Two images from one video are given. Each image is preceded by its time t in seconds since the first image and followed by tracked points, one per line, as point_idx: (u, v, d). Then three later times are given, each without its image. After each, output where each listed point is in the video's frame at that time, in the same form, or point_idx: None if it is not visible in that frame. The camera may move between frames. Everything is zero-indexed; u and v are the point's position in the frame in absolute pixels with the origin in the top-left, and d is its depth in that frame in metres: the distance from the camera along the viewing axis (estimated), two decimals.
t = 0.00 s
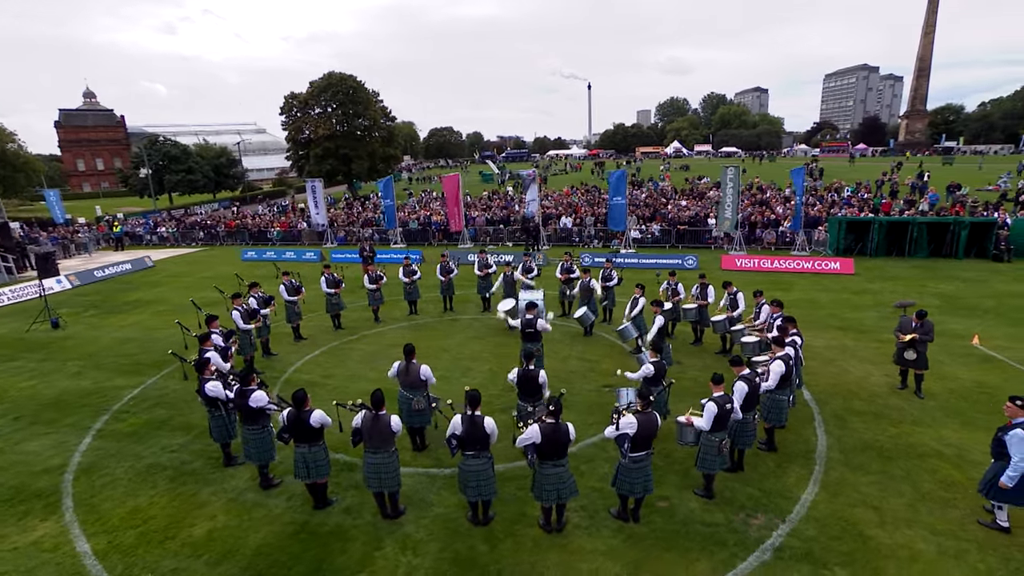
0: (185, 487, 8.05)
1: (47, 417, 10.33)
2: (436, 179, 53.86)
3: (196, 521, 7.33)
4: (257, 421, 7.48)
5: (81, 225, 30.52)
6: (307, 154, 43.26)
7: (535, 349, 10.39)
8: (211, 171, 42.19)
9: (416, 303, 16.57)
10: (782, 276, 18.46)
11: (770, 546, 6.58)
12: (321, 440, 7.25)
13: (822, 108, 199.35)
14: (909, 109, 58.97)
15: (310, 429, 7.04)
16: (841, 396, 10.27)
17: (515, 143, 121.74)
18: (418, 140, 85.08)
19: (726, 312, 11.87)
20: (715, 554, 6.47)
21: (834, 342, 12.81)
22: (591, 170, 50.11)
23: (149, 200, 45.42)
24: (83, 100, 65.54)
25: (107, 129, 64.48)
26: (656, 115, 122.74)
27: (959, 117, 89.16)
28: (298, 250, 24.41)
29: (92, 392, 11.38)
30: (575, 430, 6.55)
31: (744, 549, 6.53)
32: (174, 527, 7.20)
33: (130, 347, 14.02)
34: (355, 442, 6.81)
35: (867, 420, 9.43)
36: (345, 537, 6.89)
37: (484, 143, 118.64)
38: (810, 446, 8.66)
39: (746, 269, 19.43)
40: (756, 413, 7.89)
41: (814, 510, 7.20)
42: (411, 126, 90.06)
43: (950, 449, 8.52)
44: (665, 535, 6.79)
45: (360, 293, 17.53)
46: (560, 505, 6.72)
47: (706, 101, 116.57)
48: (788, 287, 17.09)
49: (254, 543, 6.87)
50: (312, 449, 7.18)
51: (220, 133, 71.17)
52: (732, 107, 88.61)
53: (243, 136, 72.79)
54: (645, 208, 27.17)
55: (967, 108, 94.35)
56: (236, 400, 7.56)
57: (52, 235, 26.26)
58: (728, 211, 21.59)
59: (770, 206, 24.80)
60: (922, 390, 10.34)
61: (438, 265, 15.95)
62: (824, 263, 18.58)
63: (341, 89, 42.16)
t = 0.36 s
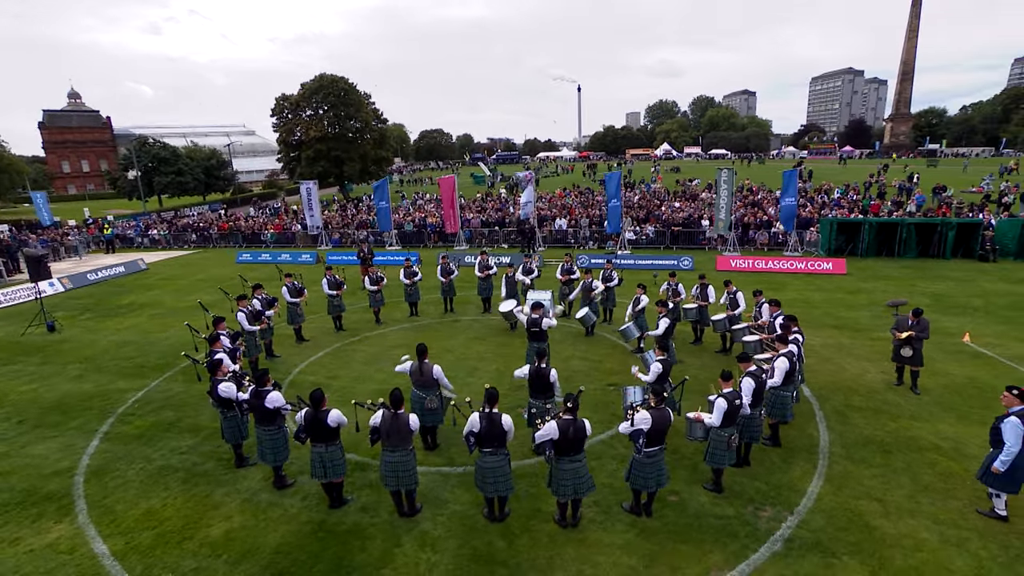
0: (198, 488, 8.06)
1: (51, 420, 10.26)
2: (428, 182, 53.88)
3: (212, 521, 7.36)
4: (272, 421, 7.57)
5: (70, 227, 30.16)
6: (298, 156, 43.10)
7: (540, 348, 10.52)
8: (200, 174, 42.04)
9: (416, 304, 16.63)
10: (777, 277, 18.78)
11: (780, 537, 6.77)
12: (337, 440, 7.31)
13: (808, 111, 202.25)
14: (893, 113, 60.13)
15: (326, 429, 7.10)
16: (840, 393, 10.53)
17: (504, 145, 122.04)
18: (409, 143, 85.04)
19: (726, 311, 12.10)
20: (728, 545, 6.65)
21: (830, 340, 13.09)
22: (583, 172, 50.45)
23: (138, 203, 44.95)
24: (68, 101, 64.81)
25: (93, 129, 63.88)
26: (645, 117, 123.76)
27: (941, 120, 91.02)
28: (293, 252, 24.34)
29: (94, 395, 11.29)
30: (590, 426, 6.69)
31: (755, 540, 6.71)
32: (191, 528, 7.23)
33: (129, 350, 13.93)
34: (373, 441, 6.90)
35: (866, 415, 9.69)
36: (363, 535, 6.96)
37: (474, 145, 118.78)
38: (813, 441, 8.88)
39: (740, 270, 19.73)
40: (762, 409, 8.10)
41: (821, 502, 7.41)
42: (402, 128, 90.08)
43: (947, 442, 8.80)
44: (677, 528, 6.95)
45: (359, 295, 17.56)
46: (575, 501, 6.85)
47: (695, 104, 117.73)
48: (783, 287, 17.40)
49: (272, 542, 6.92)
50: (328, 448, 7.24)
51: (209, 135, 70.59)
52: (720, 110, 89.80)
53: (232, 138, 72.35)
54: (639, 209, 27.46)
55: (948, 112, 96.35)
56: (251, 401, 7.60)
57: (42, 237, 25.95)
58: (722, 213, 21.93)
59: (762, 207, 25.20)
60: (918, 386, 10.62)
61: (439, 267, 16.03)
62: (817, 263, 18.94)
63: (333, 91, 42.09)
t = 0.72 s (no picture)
0: (211, 488, 8.10)
1: (57, 422, 10.23)
2: (420, 185, 53.88)
3: (228, 520, 7.41)
4: (287, 420, 7.63)
5: (60, 230, 29.84)
6: (290, 159, 42.95)
7: (545, 347, 10.67)
8: (191, 176, 41.71)
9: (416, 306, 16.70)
10: (771, 278, 19.10)
11: (788, 527, 6.96)
12: (353, 438, 7.40)
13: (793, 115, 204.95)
14: (879, 117, 61.23)
15: (343, 426, 7.18)
16: (839, 389, 10.79)
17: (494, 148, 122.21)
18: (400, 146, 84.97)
19: (725, 311, 12.34)
20: (738, 536, 6.82)
21: (826, 339, 13.38)
22: (575, 175, 50.78)
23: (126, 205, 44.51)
24: (53, 103, 64.08)
25: (79, 131, 63.28)
26: (636, 120, 124.66)
27: (924, 124, 92.76)
28: (289, 255, 24.28)
29: (98, 397, 11.26)
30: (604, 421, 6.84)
31: (764, 531, 6.89)
32: (207, 527, 7.27)
33: (130, 352, 13.89)
34: (391, 437, 7.00)
35: (864, 411, 9.95)
36: (380, 532, 7.05)
37: (464, 148, 118.89)
38: (815, 436, 9.11)
39: (735, 271, 20.03)
40: (767, 404, 8.32)
41: (826, 494, 7.62)
42: (393, 131, 90.01)
43: (943, 436, 9.07)
44: (688, 520, 7.12)
45: (359, 297, 17.58)
46: (589, 495, 6.99)
47: (684, 108, 118.85)
48: (778, 288, 17.71)
49: (290, 540, 6.98)
50: (344, 446, 7.32)
51: (197, 137, 70.05)
52: (709, 114, 90.91)
53: (221, 141, 71.88)
54: (633, 212, 27.76)
55: (932, 116, 98.23)
56: (265, 400, 7.67)
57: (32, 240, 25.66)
58: (716, 215, 22.25)
59: (754, 209, 25.60)
60: (913, 382, 10.91)
61: (439, 268, 16.11)
62: (809, 264, 19.31)
63: (325, 93, 42.03)
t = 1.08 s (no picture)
0: (219, 489, 8.10)
1: (55, 427, 10.11)
2: (408, 189, 53.85)
3: (238, 520, 7.43)
4: (296, 421, 7.69)
5: (42, 234, 29.32)
6: (277, 163, 42.68)
7: (546, 348, 10.82)
8: (176, 180, 41.22)
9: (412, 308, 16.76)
10: (760, 280, 19.49)
11: (789, 517, 7.19)
12: (363, 437, 7.46)
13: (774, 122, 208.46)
14: (859, 122, 62.66)
15: (354, 425, 7.24)
16: (831, 387, 11.11)
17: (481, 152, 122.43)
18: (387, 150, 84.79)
19: (720, 310, 12.59)
20: (742, 527, 7.03)
21: (817, 339, 13.73)
22: (563, 179, 51.15)
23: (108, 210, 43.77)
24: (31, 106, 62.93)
25: (58, 134, 62.25)
26: (622, 126, 125.92)
27: (902, 130, 95.01)
28: (280, 259, 24.14)
29: (95, 402, 11.16)
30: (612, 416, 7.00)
31: (767, 522, 7.11)
32: (217, 527, 7.29)
33: (124, 357, 13.74)
34: (402, 435, 7.09)
35: (857, 406, 10.26)
36: (393, 530, 7.12)
37: (450, 153, 118.92)
38: (810, 431, 9.37)
39: (725, 273, 20.39)
40: (765, 400, 8.56)
41: (824, 486, 7.87)
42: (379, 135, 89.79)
43: (932, 429, 9.41)
44: (693, 512, 7.32)
45: (353, 301, 17.60)
46: (597, 490, 7.14)
47: (669, 113, 120.24)
48: (768, 290, 18.09)
49: (303, 539, 7.03)
50: (354, 445, 7.37)
51: (180, 141, 69.20)
52: (694, 119, 92.21)
53: (206, 145, 71.15)
54: (623, 215, 28.09)
55: (909, 122, 100.65)
56: (274, 401, 7.71)
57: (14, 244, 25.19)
58: (705, 218, 22.63)
59: (741, 213, 26.07)
60: (901, 378, 11.27)
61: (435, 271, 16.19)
62: (797, 266, 19.78)
63: (313, 97, 41.88)
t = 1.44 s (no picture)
0: (226, 491, 8.14)
1: (53, 432, 10.04)
2: (396, 194, 53.87)
3: (247, 521, 7.47)
4: (306, 421, 7.76)
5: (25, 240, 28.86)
6: (264, 168, 42.47)
7: (546, 348, 11.01)
8: (161, 185, 40.84)
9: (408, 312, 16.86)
10: (749, 282, 19.90)
11: (788, 509, 7.45)
12: (373, 436, 7.56)
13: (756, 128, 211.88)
14: (840, 129, 64.07)
15: (364, 425, 7.35)
16: (821, 384, 11.45)
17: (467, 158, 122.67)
18: (374, 156, 84.68)
19: (713, 313, 12.87)
20: (744, 518, 7.26)
21: (806, 339, 14.10)
22: (551, 185, 51.57)
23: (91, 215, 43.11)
24: (10, 110, 61.87)
25: (37, 138, 61.23)
26: (607, 132, 127.17)
27: (881, 136, 97.24)
28: (271, 264, 24.05)
29: (92, 407, 11.08)
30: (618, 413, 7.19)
31: (767, 513, 7.35)
32: (228, 528, 7.33)
33: (119, 362, 13.64)
34: (412, 434, 7.22)
35: (847, 403, 10.60)
36: (404, 527, 7.23)
37: (437, 158, 119.00)
38: (804, 427, 9.66)
39: (715, 276, 20.77)
40: (762, 396, 8.84)
41: (819, 479, 8.14)
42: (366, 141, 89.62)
43: (919, 423, 9.76)
44: (695, 506, 7.53)
45: (348, 305, 17.63)
46: (603, 485, 7.33)
47: (654, 119, 121.69)
48: (757, 292, 18.49)
49: (314, 537, 7.10)
50: (364, 444, 7.47)
51: (163, 145, 68.44)
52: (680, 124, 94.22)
53: (190, 150, 70.46)
54: (612, 220, 28.46)
55: (888, 128, 103.10)
56: (283, 401, 7.77)
57: None
58: (695, 223, 23.04)
59: (729, 217, 26.57)
60: (888, 376, 11.65)
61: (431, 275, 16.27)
62: (784, 269, 20.24)
63: (301, 102, 41.77)
